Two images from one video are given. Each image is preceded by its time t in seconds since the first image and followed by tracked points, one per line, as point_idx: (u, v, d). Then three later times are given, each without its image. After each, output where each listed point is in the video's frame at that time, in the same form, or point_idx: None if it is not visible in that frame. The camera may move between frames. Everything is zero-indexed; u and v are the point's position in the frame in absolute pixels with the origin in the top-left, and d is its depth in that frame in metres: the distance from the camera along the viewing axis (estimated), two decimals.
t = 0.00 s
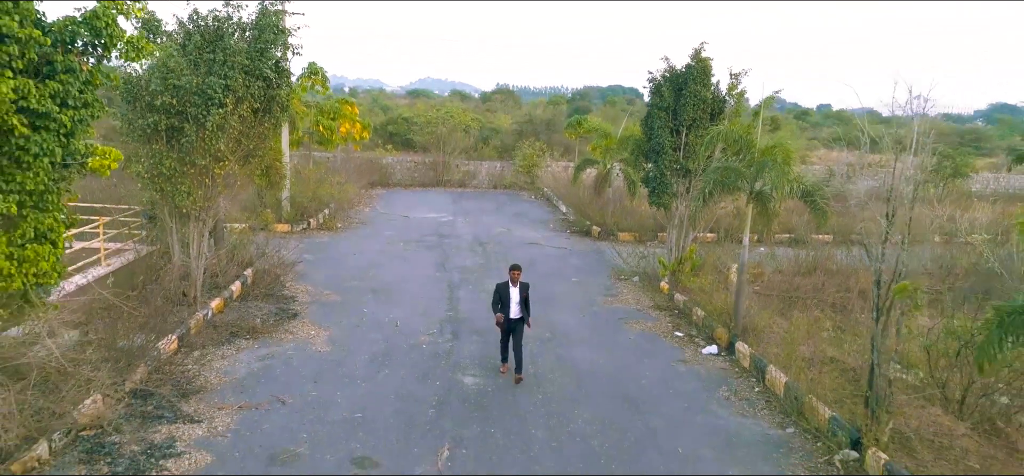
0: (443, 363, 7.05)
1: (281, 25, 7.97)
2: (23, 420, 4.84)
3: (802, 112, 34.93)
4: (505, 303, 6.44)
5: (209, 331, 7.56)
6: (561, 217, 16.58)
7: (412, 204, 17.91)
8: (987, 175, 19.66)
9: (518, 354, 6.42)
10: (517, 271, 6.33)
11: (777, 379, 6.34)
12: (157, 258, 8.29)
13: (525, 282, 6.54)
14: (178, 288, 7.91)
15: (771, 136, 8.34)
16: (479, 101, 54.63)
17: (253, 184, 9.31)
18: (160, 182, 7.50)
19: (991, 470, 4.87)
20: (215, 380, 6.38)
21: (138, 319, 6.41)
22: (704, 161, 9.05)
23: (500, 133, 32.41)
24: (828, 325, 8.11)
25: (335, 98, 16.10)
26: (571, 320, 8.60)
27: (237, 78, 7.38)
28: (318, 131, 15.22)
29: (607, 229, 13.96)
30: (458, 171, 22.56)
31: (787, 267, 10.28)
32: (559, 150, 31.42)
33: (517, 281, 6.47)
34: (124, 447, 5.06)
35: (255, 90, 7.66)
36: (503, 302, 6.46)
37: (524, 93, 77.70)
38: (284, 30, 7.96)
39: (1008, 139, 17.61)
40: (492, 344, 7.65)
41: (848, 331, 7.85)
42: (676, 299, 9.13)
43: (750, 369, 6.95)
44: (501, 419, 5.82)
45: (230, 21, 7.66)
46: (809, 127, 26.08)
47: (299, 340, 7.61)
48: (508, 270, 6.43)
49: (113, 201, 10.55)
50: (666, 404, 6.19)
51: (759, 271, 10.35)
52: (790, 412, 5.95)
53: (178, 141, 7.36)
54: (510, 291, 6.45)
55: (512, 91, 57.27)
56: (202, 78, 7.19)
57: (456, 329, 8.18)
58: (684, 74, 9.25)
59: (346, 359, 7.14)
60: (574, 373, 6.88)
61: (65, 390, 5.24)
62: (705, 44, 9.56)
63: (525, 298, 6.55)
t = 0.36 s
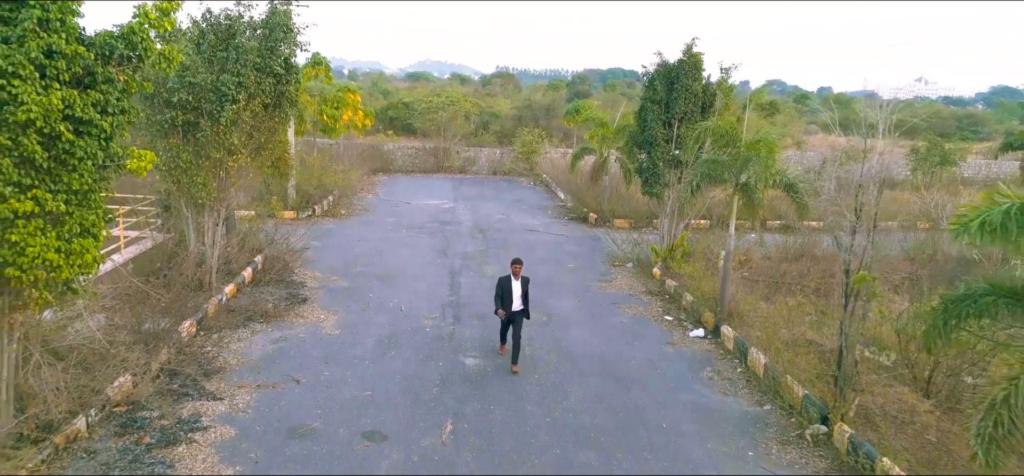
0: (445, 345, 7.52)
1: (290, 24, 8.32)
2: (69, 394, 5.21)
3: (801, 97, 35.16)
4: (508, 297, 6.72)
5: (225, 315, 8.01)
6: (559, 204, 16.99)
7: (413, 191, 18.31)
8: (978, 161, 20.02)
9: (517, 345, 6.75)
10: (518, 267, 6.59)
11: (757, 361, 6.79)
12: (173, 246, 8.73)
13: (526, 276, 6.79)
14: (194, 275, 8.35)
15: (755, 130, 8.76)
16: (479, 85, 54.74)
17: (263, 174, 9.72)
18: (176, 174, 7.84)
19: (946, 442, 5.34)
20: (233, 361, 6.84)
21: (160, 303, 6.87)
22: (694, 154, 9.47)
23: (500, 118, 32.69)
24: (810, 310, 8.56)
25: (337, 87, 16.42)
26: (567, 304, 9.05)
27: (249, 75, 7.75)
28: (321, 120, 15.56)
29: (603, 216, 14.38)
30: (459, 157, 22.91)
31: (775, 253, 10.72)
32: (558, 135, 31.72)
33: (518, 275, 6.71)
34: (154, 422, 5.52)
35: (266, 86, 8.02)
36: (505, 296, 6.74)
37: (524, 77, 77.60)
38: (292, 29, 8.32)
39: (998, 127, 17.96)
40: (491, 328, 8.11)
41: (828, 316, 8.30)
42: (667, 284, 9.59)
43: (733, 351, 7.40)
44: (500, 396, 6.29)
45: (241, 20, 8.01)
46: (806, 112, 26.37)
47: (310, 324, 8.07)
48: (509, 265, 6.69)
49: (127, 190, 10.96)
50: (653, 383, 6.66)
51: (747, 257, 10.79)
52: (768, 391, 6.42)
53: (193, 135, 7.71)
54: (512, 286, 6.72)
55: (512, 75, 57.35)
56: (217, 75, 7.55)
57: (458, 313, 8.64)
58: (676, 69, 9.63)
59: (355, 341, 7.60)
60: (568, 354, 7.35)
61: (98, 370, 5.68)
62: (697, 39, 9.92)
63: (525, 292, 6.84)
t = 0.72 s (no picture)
0: (447, 335, 7.79)
1: (295, 23, 8.55)
2: (91, 381, 5.47)
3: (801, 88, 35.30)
4: (510, 291, 6.94)
5: (233, 306, 8.27)
6: (558, 196, 17.22)
7: (414, 183, 18.53)
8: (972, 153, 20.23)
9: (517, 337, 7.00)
10: (518, 261, 6.80)
11: (747, 350, 7.05)
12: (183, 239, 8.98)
13: (526, 271, 7.00)
14: (203, 267, 8.60)
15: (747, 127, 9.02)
16: (479, 76, 54.76)
17: (268, 169, 9.95)
18: (184, 170, 8.05)
19: (923, 428, 5.61)
20: (242, 351, 7.10)
21: (172, 295, 7.14)
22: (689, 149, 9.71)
23: (500, 109, 32.80)
24: (799, 301, 8.82)
25: (339, 80, 16.59)
26: (564, 296, 9.31)
27: (256, 73, 7.97)
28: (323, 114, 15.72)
29: (601, 208, 14.62)
30: (459, 149, 23.09)
31: (768, 246, 10.97)
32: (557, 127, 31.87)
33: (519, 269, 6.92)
34: (169, 408, 5.78)
35: (272, 84, 8.25)
36: (507, 290, 6.95)
37: (524, 67, 77.53)
38: (297, 28, 8.54)
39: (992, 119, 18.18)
40: (491, 319, 8.38)
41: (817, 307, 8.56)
42: (662, 276, 9.84)
43: (725, 341, 7.67)
44: (499, 384, 6.56)
45: (247, 19, 8.23)
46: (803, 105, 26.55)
47: (315, 315, 8.33)
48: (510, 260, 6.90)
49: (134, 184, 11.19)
50: (646, 372, 6.93)
51: (741, 249, 11.04)
52: (756, 379, 6.69)
53: (202, 132, 7.93)
54: (513, 280, 6.94)
55: (511, 66, 57.34)
56: (224, 73, 7.77)
57: (459, 304, 8.90)
58: (672, 66, 9.86)
59: (359, 331, 7.87)
60: (565, 344, 7.62)
61: (116, 359, 5.94)
62: (692, 36, 10.14)
63: (524, 287, 7.07)
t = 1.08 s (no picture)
0: (448, 326, 8.06)
1: (299, 22, 8.75)
2: (109, 369, 5.74)
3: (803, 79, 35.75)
4: (509, 284, 7.18)
5: (240, 298, 8.52)
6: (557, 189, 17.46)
7: (415, 176, 18.76)
8: (967, 146, 20.45)
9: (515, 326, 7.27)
10: (518, 254, 7.04)
11: (738, 340, 7.32)
12: (191, 233, 9.24)
13: (526, 263, 7.24)
14: (211, 260, 8.86)
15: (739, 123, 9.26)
16: (479, 66, 54.82)
17: (274, 164, 10.19)
18: (193, 165, 8.29)
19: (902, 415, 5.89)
20: (251, 341, 7.37)
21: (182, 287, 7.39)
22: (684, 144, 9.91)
23: (500, 100, 32.94)
24: (790, 294, 9.08)
25: (340, 74, 16.76)
26: (562, 287, 9.57)
27: (262, 71, 8.19)
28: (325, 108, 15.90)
29: (599, 201, 14.87)
30: (459, 142, 23.28)
31: (763, 238, 11.22)
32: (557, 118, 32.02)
33: (518, 262, 7.15)
34: (183, 395, 6.06)
35: (278, 81, 8.47)
36: (507, 283, 7.19)
37: (524, 57, 77.46)
38: (302, 26, 8.75)
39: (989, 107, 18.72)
40: (491, 310, 8.64)
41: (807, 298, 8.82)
42: (657, 268, 10.10)
43: (716, 331, 7.94)
44: (498, 373, 6.84)
45: (253, 18, 8.45)
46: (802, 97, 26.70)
47: (320, 306, 8.59)
48: (510, 252, 7.14)
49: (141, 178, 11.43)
50: (641, 361, 7.20)
51: (736, 242, 11.29)
52: (745, 368, 6.96)
53: (210, 129, 8.16)
54: (513, 272, 7.18)
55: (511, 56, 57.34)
56: (232, 71, 7.99)
57: (459, 295, 9.16)
58: (668, 62, 10.04)
59: (364, 322, 8.13)
60: (562, 334, 7.90)
61: (131, 348, 6.21)
62: (688, 32, 10.31)
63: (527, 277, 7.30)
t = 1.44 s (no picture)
0: (449, 316, 8.34)
1: (304, 20, 8.96)
2: (127, 357, 6.01)
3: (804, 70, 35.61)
4: (508, 276, 7.41)
5: (248, 288, 8.78)
6: (556, 181, 17.69)
7: (416, 168, 18.98)
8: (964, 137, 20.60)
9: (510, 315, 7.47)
10: (518, 247, 7.26)
11: (728, 330, 7.60)
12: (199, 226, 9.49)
13: (525, 255, 7.46)
14: (219, 252, 9.12)
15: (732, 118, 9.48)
16: (478, 57, 54.84)
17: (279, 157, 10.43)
18: (201, 160, 8.53)
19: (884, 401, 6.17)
20: (259, 330, 7.65)
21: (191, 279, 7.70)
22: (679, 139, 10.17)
23: (500, 92, 33.05)
24: (781, 285, 9.35)
25: (342, 67, 16.92)
26: (560, 278, 9.84)
27: (268, 69, 8.40)
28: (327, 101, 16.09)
29: (598, 193, 15.11)
30: (459, 134, 23.47)
31: (757, 231, 11.47)
32: (557, 110, 32.15)
33: (517, 254, 7.38)
34: (196, 382, 6.33)
35: (283, 78, 8.69)
36: (506, 275, 7.41)
37: (524, 47, 77.30)
38: (306, 24, 8.96)
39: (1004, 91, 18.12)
40: (490, 301, 8.91)
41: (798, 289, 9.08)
42: (653, 260, 10.37)
43: (709, 321, 8.22)
44: (498, 361, 7.12)
45: (259, 16, 8.66)
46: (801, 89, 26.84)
47: (325, 296, 8.86)
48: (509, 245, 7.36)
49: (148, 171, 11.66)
50: (635, 349, 7.48)
51: (731, 234, 11.54)
52: (735, 357, 7.24)
53: (217, 125, 8.39)
54: (512, 264, 7.40)
55: (512, 47, 57.27)
56: (239, 69, 8.21)
57: (460, 287, 9.44)
58: (664, 58, 10.27)
59: (368, 312, 8.40)
60: (559, 324, 8.17)
61: (146, 336, 6.48)
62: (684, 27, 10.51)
63: (524, 268, 7.53)
